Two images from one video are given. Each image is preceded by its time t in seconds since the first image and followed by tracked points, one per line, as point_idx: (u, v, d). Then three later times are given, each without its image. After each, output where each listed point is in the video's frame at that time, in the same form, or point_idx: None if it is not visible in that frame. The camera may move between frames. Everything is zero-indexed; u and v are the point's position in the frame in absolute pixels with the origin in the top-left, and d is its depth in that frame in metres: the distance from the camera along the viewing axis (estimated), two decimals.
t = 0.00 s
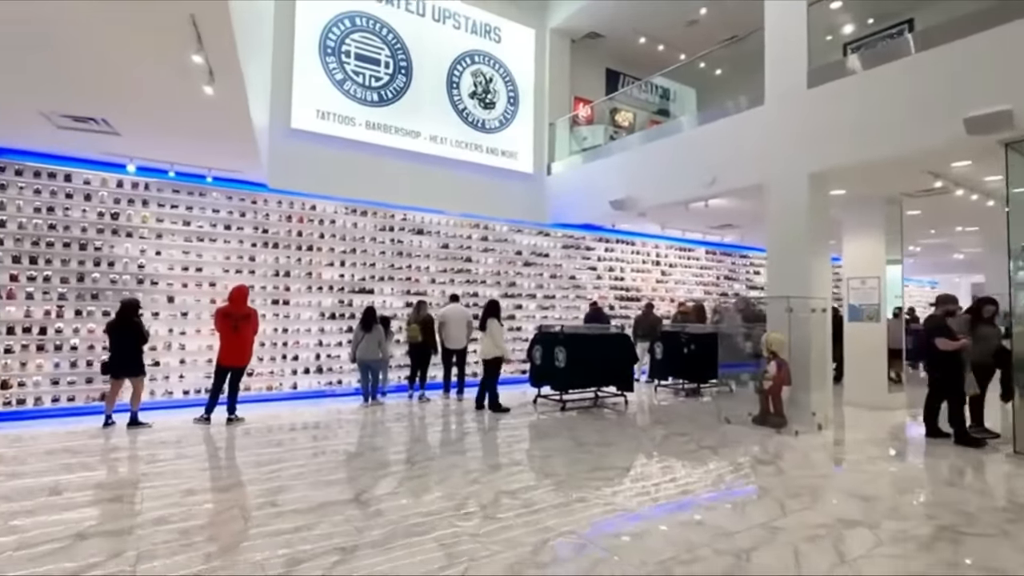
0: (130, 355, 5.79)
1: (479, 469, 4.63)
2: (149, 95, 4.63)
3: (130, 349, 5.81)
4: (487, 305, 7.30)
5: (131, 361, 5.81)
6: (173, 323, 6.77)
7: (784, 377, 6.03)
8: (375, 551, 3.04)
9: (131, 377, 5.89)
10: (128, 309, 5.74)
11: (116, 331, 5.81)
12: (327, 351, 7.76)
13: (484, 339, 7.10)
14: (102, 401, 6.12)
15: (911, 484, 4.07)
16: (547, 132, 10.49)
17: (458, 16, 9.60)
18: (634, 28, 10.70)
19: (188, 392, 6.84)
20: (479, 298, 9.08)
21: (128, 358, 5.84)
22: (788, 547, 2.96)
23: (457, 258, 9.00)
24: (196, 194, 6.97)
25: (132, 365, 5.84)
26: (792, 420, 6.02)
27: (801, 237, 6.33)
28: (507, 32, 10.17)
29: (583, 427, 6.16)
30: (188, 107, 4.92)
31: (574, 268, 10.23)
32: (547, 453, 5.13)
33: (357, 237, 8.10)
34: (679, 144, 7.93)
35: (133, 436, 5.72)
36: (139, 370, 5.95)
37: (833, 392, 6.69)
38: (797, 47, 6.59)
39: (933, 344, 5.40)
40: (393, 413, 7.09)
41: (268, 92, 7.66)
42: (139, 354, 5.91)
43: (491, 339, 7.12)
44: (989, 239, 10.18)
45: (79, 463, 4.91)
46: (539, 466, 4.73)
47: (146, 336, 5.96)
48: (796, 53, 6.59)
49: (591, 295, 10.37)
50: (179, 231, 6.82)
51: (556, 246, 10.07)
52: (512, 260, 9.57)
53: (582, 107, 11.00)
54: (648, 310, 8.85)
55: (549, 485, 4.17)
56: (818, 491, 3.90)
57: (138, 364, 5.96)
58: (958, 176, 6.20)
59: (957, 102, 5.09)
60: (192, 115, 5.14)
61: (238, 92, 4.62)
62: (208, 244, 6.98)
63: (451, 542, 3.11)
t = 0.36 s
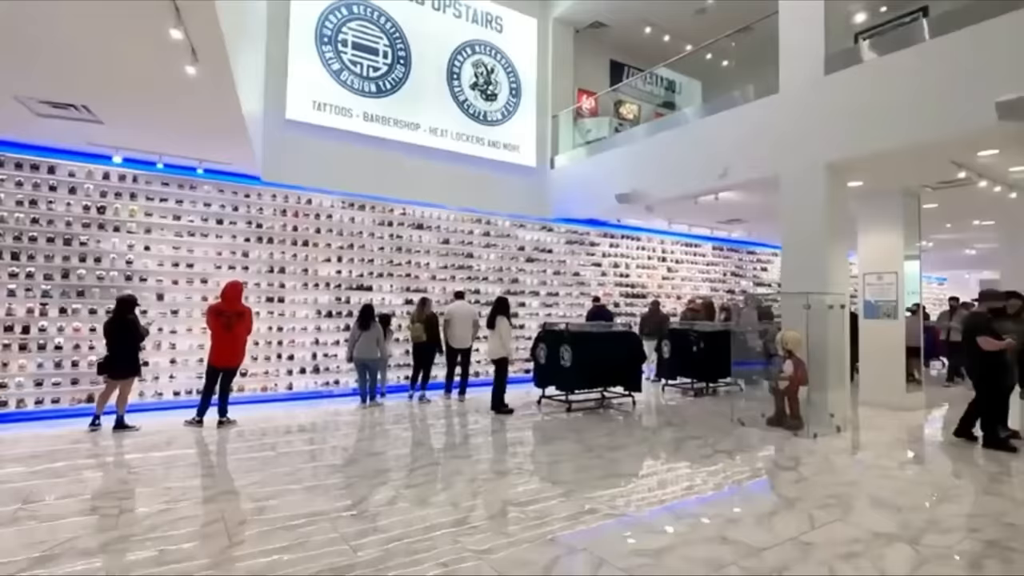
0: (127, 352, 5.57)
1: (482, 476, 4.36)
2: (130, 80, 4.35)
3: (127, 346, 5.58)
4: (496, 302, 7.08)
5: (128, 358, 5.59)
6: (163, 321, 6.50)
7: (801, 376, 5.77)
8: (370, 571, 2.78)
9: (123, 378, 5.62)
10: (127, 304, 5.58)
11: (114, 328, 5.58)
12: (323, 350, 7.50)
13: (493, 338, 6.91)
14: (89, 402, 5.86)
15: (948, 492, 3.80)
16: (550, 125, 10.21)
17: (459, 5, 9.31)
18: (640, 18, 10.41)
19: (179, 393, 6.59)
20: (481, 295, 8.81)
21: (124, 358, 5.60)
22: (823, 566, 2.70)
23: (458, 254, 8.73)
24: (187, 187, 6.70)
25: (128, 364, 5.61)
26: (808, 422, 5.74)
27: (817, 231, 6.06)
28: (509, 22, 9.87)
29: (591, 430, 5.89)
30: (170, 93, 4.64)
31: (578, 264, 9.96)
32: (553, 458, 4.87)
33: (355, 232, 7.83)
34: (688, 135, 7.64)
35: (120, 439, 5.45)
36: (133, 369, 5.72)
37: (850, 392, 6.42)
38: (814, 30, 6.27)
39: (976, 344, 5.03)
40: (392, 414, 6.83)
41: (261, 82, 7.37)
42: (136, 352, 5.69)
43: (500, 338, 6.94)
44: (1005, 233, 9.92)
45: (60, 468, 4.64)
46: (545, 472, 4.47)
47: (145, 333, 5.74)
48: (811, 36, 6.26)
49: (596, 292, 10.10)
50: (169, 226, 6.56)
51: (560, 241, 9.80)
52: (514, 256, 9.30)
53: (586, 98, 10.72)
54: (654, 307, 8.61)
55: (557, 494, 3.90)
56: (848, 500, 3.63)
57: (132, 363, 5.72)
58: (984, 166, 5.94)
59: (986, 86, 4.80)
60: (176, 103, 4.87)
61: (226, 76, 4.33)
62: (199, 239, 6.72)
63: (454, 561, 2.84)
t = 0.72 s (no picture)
0: (109, 350, 5.33)
1: (477, 481, 4.11)
2: (97, 61, 4.07)
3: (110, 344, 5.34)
4: (495, 299, 6.85)
5: (109, 357, 5.33)
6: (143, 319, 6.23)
7: (808, 375, 5.58)
8: None
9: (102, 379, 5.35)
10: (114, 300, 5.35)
11: (98, 326, 5.33)
12: (312, 349, 7.23)
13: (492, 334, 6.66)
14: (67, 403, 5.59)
15: (970, 497, 3.58)
16: (547, 118, 9.96)
17: None
18: (638, 9, 10.17)
19: (159, 394, 6.32)
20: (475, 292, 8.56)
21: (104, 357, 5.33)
22: None
23: (451, 249, 8.48)
24: (168, 179, 6.43)
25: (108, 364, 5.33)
26: (815, 422, 5.52)
27: (823, 224, 5.85)
28: (504, 12, 9.61)
29: (589, 431, 5.66)
30: (139, 75, 4.32)
31: (575, 261, 9.72)
32: (551, 462, 4.63)
33: (344, 226, 7.58)
34: (687, 127, 7.41)
35: (93, 443, 5.16)
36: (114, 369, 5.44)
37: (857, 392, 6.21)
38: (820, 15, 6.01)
39: (1000, 342, 4.81)
40: (383, 415, 6.57)
41: (246, 70, 7.08)
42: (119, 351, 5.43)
43: (498, 337, 6.68)
44: (1008, 230, 9.77)
45: (24, 475, 4.35)
46: (542, 477, 4.23)
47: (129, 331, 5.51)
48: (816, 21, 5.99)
49: (593, 289, 9.87)
50: (149, 219, 6.29)
51: (557, 237, 9.56)
52: (510, 252, 9.06)
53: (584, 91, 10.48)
54: (653, 304, 8.41)
55: (556, 500, 3.66)
56: (866, 505, 3.40)
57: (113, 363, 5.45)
58: (997, 157, 5.72)
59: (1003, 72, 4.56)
60: (147, 87, 4.57)
61: (199, 55, 4.04)
62: (181, 233, 6.45)
63: None
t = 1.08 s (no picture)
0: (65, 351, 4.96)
1: (446, 493, 3.81)
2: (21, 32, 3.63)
3: (65, 345, 4.97)
4: (474, 295, 6.56)
5: (62, 359, 4.96)
6: (88, 318, 5.78)
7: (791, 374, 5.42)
8: None
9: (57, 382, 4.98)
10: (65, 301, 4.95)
11: (49, 327, 4.93)
12: (274, 349, 6.84)
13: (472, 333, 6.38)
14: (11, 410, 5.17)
15: (965, 504, 3.40)
16: (524, 111, 9.66)
17: None
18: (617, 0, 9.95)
19: (105, 399, 5.88)
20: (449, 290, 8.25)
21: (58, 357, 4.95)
22: None
23: (424, 245, 8.15)
24: (115, 167, 5.98)
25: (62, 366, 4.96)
26: (799, 424, 5.34)
27: (806, 219, 5.68)
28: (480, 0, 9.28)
29: (567, 434, 5.39)
30: (66, 50, 3.89)
31: (553, 258, 9.47)
32: (526, 469, 4.35)
33: (310, 220, 7.20)
34: (668, 119, 7.18)
35: (27, 453, 4.72)
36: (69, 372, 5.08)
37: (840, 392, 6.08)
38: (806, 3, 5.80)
39: (988, 339, 4.73)
40: (350, 419, 6.22)
41: (203, 53, 6.60)
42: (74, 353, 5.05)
43: (478, 336, 6.38)
44: (983, 228, 9.83)
45: None
46: (516, 485, 3.96)
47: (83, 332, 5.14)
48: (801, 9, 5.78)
49: (571, 287, 9.63)
50: (93, 210, 5.84)
51: (534, 233, 9.29)
52: (485, 248, 8.76)
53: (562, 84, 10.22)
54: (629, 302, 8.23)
55: (530, 513, 3.37)
56: (859, 515, 3.19)
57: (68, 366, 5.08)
58: (979, 153, 5.62)
59: (992, 63, 4.41)
60: (77, 63, 4.12)
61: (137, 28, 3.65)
62: (129, 226, 6.01)
63: None
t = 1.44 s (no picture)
0: None
1: (392, 505, 3.48)
2: None
3: None
4: (433, 291, 6.20)
5: None
6: None
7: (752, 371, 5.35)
8: None
9: None
10: None
11: None
12: (208, 349, 6.31)
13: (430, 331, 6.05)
14: None
15: (928, 503, 3.33)
16: (482, 101, 9.32)
17: None
18: None
19: (8, 407, 5.25)
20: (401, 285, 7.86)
21: None
22: None
23: (374, 238, 7.73)
24: (19, 146, 5.35)
25: None
26: (760, 421, 5.25)
27: (765, 213, 5.61)
28: None
29: (525, 436, 5.13)
30: None
31: (510, 252, 9.20)
32: (480, 475, 4.07)
33: (248, 209, 6.68)
34: (628, 110, 7.01)
35: None
36: None
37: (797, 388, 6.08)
38: None
39: (945, 334, 4.76)
40: (292, 424, 5.78)
41: (126, 22, 5.96)
42: None
43: (436, 333, 6.05)
44: (925, 226, 10.17)
45: None
46: (469, 494, 3.67)
47: None
48: None
49: (529, 283, 9.39)
50: None
51: (491, 227, 9.00)
52: (440, 242, 8.41)
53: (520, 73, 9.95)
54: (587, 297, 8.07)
55: (483, 526, 3.09)
56: (827, 519, 3.06)
57: None
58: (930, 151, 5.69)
59: (951, 56, 4.40)
60: None
61: None
62: (36, 211, 5.39)
63: None
